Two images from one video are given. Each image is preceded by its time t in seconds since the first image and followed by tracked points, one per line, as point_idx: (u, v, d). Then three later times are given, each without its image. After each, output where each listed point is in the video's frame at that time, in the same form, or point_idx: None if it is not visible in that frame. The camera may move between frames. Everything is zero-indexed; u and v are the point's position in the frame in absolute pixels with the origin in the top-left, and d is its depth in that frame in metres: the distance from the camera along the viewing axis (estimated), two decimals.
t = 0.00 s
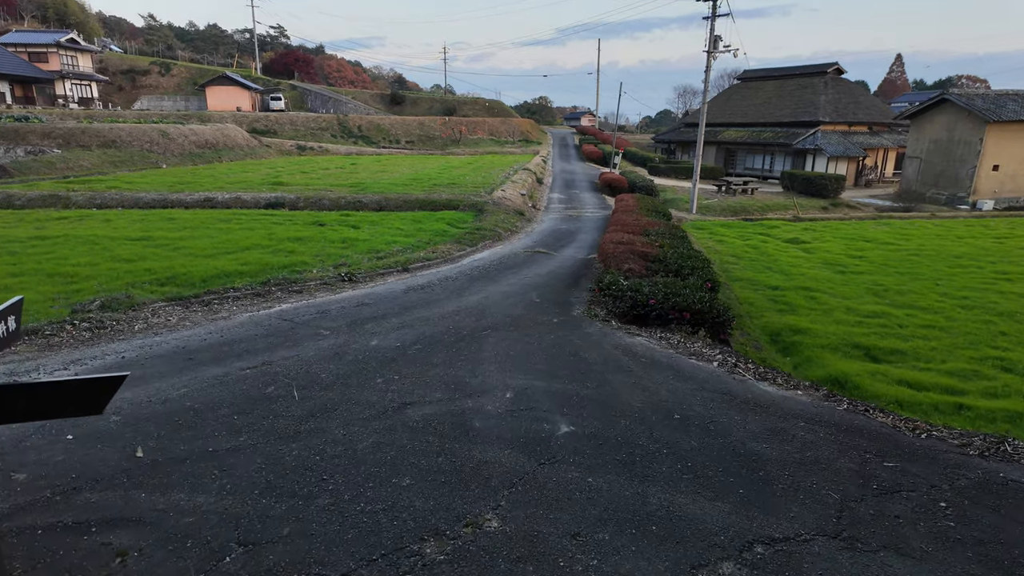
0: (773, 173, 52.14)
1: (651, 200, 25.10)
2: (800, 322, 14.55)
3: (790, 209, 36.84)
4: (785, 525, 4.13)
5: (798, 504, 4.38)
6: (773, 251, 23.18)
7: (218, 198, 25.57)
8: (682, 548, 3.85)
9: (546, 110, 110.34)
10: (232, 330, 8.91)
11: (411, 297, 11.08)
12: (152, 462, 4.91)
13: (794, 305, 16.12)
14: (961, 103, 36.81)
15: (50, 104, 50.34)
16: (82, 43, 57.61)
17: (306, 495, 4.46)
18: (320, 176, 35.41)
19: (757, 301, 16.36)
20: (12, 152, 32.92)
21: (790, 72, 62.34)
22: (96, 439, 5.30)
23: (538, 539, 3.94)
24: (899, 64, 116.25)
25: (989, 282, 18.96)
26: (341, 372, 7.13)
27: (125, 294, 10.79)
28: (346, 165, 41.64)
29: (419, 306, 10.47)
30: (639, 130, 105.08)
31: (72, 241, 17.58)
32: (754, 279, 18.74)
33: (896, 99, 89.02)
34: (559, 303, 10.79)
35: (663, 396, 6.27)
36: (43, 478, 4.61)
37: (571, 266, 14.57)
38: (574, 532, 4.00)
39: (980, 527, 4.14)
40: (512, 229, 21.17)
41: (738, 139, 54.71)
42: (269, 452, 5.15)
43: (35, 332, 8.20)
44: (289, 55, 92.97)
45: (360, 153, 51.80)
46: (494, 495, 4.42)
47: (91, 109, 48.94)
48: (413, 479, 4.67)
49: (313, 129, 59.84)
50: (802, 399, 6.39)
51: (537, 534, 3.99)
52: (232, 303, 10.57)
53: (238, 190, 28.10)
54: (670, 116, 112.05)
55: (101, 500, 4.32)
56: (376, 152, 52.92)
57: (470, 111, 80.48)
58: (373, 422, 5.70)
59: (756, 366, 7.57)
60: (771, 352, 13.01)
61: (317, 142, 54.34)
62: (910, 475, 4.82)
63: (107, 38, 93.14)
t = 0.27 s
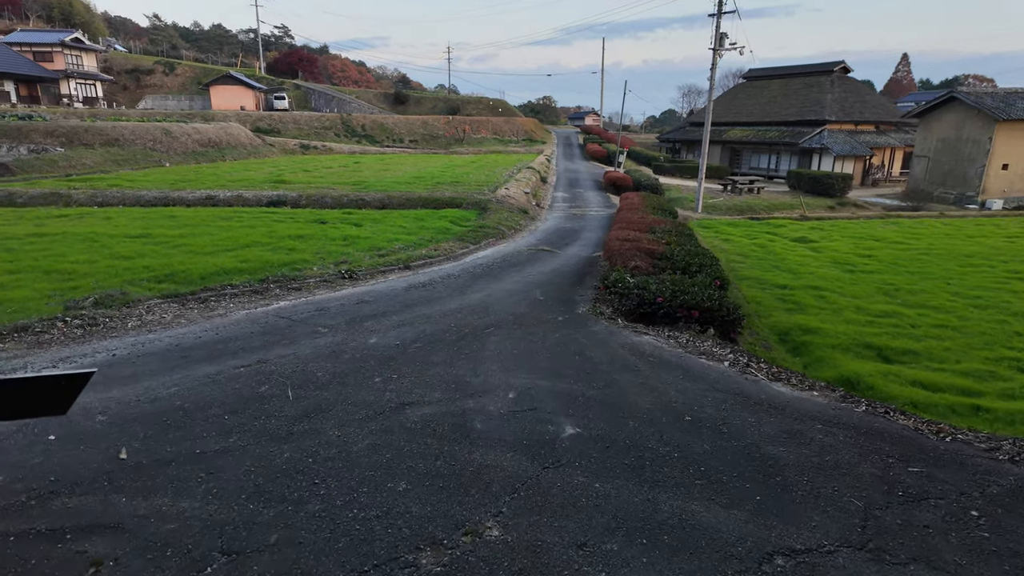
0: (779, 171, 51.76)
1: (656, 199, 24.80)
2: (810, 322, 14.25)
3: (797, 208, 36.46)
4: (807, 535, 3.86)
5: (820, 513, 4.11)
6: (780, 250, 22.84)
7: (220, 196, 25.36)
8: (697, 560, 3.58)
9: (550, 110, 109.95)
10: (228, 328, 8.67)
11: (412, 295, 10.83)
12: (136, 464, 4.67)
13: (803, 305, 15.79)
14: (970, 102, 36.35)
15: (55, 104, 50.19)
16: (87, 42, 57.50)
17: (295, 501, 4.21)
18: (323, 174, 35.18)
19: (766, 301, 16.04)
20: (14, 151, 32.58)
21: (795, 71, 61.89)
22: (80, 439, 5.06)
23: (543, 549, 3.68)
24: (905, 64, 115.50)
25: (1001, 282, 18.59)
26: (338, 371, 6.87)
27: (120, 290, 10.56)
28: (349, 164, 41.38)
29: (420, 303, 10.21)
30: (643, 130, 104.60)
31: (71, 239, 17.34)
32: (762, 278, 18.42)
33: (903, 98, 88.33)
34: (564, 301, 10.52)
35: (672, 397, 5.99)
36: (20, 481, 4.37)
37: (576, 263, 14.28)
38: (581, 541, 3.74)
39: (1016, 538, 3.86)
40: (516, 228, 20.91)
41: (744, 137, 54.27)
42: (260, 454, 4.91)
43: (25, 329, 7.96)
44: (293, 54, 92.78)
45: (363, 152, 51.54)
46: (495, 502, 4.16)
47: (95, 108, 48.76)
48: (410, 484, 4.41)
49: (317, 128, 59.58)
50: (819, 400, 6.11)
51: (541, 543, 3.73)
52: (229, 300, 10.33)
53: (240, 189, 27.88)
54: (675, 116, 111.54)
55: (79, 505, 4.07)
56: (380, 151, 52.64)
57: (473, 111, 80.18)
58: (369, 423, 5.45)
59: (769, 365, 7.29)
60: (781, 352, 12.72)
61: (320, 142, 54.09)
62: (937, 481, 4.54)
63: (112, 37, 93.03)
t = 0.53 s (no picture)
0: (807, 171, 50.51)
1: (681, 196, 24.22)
2: (840, 323, 13.69)
3: (825, 207, 35.50)
4: (848, 554, 3.49)
5: (864, 529, 3.72)
6: (808, 250, 22.16)
7: (242, 192, 25.49)
8: None
9: (572, 110, 109.31)
10: (240, 321, 8.48)
11: (428, 291, 10.57)
12: (131, 461, 4.45)
13: (834, 305, 15.18)
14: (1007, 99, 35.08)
15: (87, 104, 51.13)
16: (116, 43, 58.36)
17: (294, 504, 3.95)
18: (343, 172, 35.24)
19: (794, 301, 15.47)
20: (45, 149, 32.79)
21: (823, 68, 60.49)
22: (77, 434, 4.87)
23: (555, 562, 3.37)
24: (937, 62, 112.40)
25: None
26: (347, 367, 6.63)
27: (135, 283, 10.51)
28: (370, 162, 41.41)
29: (435, 299, 9.96)
30: (666, 129, 103.39)
31: (93, 234, 17.39)
32: (790, 277, 17.82)
33: (935, 96, 85.91)
34: (583, 298, 10.17)
35: (696, 399, 5.62)
36: (11, 475, 4.18)
37: (596, 261, 13.90)
38: (598, 555, 3.42)
39: None
40: (536, 225, 20.60)
41: (770, 136, 53.02)
42: (260, 452, 4.66)
43: (37, 320, 7.85)
44: (316, 55, 93.41)
45: (385, 151, 51.59)
46: (506, 510, 3.84)
47: (123, 108, 49.47)
48: (415, 487, 4.13)
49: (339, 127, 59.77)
50: (856, 405, 5.69)
51: (553, 556, 3.42)
52: (242, 294, 10.20)
53: (262, 186, 28.05)
54: (698, 114, 110.30)
55: (67, 504, 3.86)
56: (401, 150, 52.64)
57: (495, 110, 79.95)
58: (376, 422, 5.16)
59: (801, 367, 6.85)
60: (811, 354, 12.18)
61: (343, 141, 54.23)
62: (993, 496, 4.11)
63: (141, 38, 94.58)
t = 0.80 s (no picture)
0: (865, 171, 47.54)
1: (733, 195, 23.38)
2: (907, 331, 12.84)
3: (887, 208, 33.76)
4: None
5: (956, 569, 3.27)
6: (870, 253, 21.02)
7: (291, 188, 25.92)
8: None
9: (619, 108, 107.78)
10: (283, 314, 8.45)
11: (470, 288, 10.36)
12: (165, 455, 4.36)
13: (899, 312, 14.26)
14: None
15: (150, 102, 53.14)
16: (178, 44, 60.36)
17: (325, 508, 3.76)
18: (389, 169, 35.52)
19: (856, 307, 14.62)
20: (110, 146, 32.69)
21: (887, 63, 57.65)
22: (116, 425, 4.83)
23: None
24: (1011, 58, 105.99)
25: None
26: (385, 363, 6.46)
27: (184, 275, 10.65)
28: (417, 159, 41.67)
29: (477, 297, 9.75)
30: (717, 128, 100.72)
31: (150, 227, 17.84)
32: (851, 282, 16.88)
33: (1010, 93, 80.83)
34: (630, 299, 9.77)
35: (756, 411, 5.20)
36: (49, 465, 4.14)
37: (644, 261, 13.43)
38: None
39: None
40: (581, 223, 20.20)
41: (826, 134, 50.52)
42: (293, 450, 4.51)
43: (89, 309, 7.98)
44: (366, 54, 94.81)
45: (431, 149, 51.87)
46: (548, 525, 3.56)
47: (183, 106, 51.30)
48: (451, 496, 3.89)
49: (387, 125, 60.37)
50: (936, 423, 5.15)
51: None
52: (286, 287, 10.21)
53: (311, 182, 28.48)
54: (751, 112, 107.11)
55: (99, 497, 3.78)
56: (447, 147, 52.82)
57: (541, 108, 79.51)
58: (413, 423, 4.96)
59: (870, 378, 6.29)
60: (874, 364, 11.44)
61: (390, 138, 54.75)
62: None
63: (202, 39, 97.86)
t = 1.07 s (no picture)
0: (956, 175, 43.87)
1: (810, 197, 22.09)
2: (1010, 347, 11.63)
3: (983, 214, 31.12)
4: None
5: None
6: (964, 261, 19.33)
7: (358, 185, 26.40)
8: None
9: (688, 108, 104.83)
10: (343, 305, 8.42)
11: (530, 286, 10.09)
12: (221, 441, 4.31)
13: (1000, 326, 12.96)
14: None
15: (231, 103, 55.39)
16: (258, 47, 62.75)
17: (375, 506, 3.57)
18: (453, 168, 35.72)
19: (949, 318, 13.41)
20: (193, 143, 34.26)
21: (986, 58, 53.32)
22: (177, 408, 4.84)
23: None
24: None
25: None
26: (442, 359, 6.27)
27: (252, 265, 10.86)
28: (481, 158, 41.76)
29: (537, 295, 9.46)
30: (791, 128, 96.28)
31: (224, 219, 18.43)
32: (943, 292, 15.52)
33: None
34: (700, 302, 9.23)
35: (845, 429, 4.67)
36: (111, 446, 4.15)
37: (713, 263, 12.77)
38: None
39: None
40: (647, 223, 19.55)
41: (914, 134, 47.09)
42: (345, 444, 4.36)
43: (161, 294, 8.19)
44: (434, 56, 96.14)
45: (495, 148, 51.90)
46: (610, 543, 3.24)
47: (261, 106, 53.48)
48: (507, 503, 3.62)
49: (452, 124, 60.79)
50: None
51: None
52: (348, 280, 10.24)
53: (377, 179, 28.97)
54: (829, 112, 101.81)
55: (153, 481, 3.73)
56: (511, 147, 52.74)
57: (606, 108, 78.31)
58: (468, 422, 4.73)
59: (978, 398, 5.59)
60: (972, 381, 10.38)
61: (455, 138, 55.13)
62: None
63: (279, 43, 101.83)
